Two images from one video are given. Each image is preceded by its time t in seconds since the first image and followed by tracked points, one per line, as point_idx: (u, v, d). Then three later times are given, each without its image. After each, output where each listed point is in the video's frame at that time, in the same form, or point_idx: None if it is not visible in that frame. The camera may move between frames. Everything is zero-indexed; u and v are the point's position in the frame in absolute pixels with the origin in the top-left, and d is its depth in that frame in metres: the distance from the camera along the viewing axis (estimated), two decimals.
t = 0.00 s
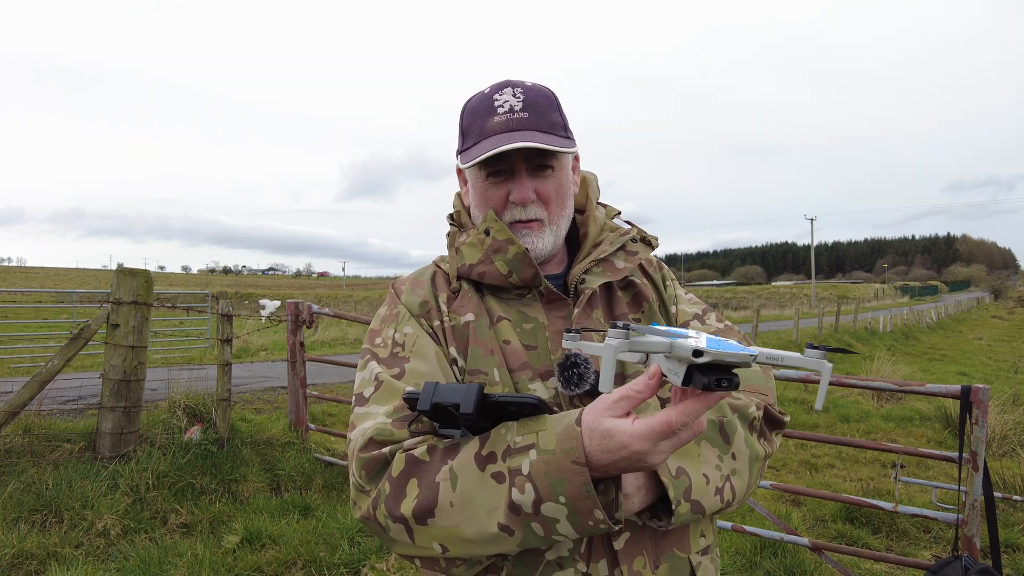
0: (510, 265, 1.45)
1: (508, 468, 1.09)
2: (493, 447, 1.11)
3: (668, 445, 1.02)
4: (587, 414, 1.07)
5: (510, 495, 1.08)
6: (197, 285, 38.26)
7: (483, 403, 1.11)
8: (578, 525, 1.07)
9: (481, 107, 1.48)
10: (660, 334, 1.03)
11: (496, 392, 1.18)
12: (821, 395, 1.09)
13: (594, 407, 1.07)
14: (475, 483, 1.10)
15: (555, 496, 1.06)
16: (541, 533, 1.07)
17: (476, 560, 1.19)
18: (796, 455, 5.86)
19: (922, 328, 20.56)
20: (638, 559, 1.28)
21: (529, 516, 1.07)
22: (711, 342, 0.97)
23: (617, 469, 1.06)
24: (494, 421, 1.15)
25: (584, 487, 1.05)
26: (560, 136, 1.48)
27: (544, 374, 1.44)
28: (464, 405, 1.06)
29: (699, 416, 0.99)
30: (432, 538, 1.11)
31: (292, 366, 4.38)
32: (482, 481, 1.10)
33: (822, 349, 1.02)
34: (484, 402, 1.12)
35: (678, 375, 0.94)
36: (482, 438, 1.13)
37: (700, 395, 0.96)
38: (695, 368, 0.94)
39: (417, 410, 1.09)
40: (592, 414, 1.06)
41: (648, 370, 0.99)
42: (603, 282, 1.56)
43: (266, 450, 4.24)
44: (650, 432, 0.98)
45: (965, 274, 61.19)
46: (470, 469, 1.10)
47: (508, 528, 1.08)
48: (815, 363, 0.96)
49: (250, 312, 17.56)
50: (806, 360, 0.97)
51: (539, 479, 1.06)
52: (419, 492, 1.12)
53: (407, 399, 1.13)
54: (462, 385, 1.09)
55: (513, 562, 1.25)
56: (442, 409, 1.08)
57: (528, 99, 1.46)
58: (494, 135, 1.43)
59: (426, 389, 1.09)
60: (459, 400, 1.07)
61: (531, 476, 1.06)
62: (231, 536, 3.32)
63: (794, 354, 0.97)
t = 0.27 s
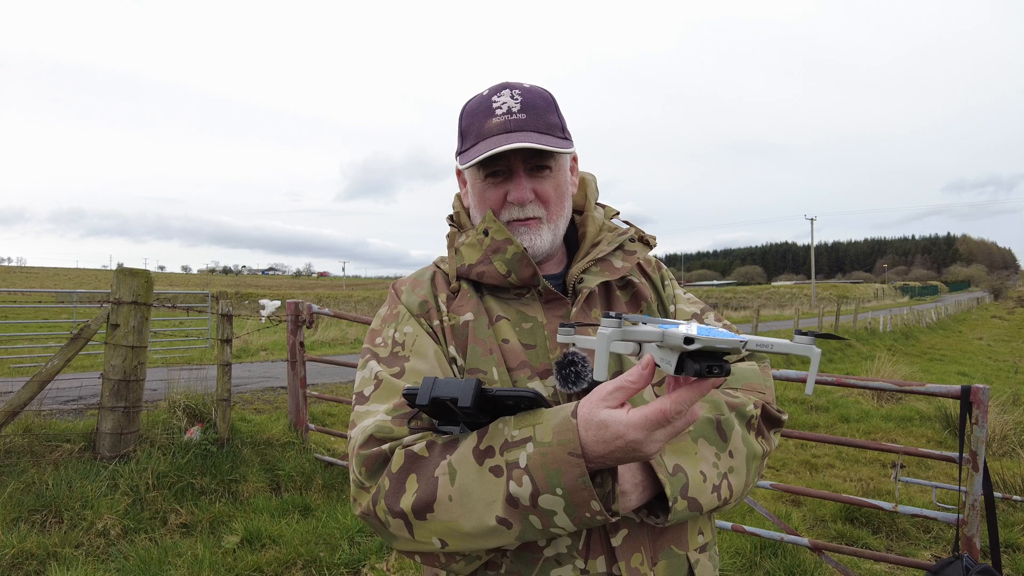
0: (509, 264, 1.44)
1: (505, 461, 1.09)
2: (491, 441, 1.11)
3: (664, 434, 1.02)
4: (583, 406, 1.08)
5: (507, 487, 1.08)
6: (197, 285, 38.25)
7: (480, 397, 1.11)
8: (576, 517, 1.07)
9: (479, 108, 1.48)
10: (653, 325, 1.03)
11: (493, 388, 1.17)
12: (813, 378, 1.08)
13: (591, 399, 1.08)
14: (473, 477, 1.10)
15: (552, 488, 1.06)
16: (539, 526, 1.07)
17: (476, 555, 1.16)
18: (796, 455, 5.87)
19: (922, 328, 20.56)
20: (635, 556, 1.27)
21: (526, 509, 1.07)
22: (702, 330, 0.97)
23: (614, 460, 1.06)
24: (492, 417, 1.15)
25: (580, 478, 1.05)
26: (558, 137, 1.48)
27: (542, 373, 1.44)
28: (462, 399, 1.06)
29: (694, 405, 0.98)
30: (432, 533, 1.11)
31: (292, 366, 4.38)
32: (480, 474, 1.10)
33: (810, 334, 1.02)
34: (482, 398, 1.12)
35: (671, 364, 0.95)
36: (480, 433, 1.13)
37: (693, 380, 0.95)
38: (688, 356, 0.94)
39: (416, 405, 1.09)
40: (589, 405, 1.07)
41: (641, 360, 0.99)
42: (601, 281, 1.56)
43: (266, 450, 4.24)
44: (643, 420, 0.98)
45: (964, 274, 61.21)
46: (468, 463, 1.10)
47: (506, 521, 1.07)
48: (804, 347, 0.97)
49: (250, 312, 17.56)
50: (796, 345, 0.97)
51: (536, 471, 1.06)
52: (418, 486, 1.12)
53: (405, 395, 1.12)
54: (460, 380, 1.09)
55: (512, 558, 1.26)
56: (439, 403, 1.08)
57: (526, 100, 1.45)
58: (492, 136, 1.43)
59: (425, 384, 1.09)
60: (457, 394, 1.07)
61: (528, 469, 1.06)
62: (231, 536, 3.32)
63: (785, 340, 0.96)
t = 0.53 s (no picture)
0: (504, 266, 1.44)
1: (501, 460, 1.09)
2: (487, 440, 1.11)
3: (656, 433, 1.02)
4: (577, 404, 1.08)
5: (503, 485, 1.08)
6: (197, 284, 38.25)
7: (476, 396, 1.10)
8: (570, 515, 1.07)
9: (472, 111, 1.48)
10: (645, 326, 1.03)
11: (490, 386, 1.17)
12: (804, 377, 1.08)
13: (584, 397, 1.08)
14: (469, 475, 1.09)
15: (547, 486, 1.06)
16: (534, 523, 1.07)
17: (474, 553, 1.16)
18: (796, 455, 5.86)
19: (922, 328, 20.56)
20: (632, 553, 1.27)
21: (522, 507, 1.07)
22: (694, 331, 0.97)
23: (607, 458, 1.06)
24: (488, 416, 1.15)
25: (575, 476, 1.05)
26: (550, 140, 1.47)
27: (539, 372, 1.44)
28: (457, 398, 1.06)
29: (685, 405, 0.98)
30: (429, 531, 1.11)
31: (292, 366, 4.37)
32: (476, 473, 1.10)
33: (800, 333, 1.01)
34: (477, 397, 1.12)
35: (663, 365, 0.94)
36: (476, 432, 1.13)
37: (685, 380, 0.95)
38: (680, 357, 0.94)
39: (411, 404, 1.09)
40: (582, 404, 1.07)
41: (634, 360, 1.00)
42: (597, 280, 1.56)
43: (266, 450, 4.24)
44: (636, 418, 0.98)
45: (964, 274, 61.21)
46: (464, 461, 1.10)
47: (501, 519, 1.07)
48: (794, 347, 0.97)
49: (250, 312, 17.56)
50: (787, 344, 0.97)
51: (530, 469, 1.06)
52: (415, 485, 1.12)
53: (402, 395, 1.12)
54: (455, 379, 1.09)
55: (510, 555, 1.26)
56: (435, 403, 1.08)
57: (518, 103, 1.45)
58: (484, 140, 1.43)
59: (421, 384, 1.09)
60: (452, 394, 1.07)
61: (523, 467, 1.06)
62: (231, 536, 3.32)
63: (776, 339, 0.96)
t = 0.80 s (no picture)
0: (501, 268, 1.44)
1: (497, 458, 1.09)
2: (483, 439, 1.11)
3: (650, 431, 1.02)
4: (571, 403, 1.08)
5: (498, 483, 1.08)
6: (197, 284, 38.25)
7: (472, 395, 1.11)
8: (566, 512, 1.07)
9: (467, 115, 1.48)
10: (638, 324, 1.03)
11: (486, 386, 1.17)
12: (796, 374, 1.08)
13: (579, 396, 1.08)
14: (465, 474, 1.10)
15: (542, 484, 1.06)
16: (530, 521, 1.07)
17: (471, 551, 1.17)
18: (796, 455, 5.86)
19: (922, 328, 20.56)
20: (629, 550, 1.27)
21: (517, 505, 1.07)
22: (686, 330, 0.97)
23: (601, 457, 1.06)
24: (485, 415, 1.15)
25: (569, 474, 1.05)
26: (545, 143, 1.47)
27: (536, 371, 1.44)
28: (453, 398, 1.06)
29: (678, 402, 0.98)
30: (426, 529, 1.11)
31: (292, 366, 4.37)
32: (472, 471, 1.10)
33: (793, 332, 1.02)
34: (473, 396, 1.12)
35: (655, 363, 0.95)
36: (472, 431, 1.13)
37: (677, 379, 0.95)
38: (672, 356, 0.94)
39: (408, 405, 1.09)
40: (576, 402, 1.07)
41: (627, 358, 1.00)
42: (593, 279, 1.56)
43: (266, 450, 4.24)
44: (629, 417, 0.98)
45: (964, 274, 61.21)
46: (461, 460, 1.10)
47: (497, 517, 1.07)
48: (787, 346, 0.98)
49: (250, 312, 17.56)
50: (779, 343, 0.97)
51: (526, 467, 1.06)
52: (412, 484, 1.12)
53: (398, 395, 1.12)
54: (451, 379, 1.09)
55: (508, 553, 1.26)
56: (432, 402, 1.08)
57: (513, 107, 1.45)
58: (479, 144, 1.44)
59: (417, 384, 1.09)
60: (448, 393, 1.07)
61: (519, 465, 1.06)
62: (231, 536, 3.32)
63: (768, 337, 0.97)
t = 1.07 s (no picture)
0: (500, 266, 1.44)
1: (494, 457, 1.09)
2: (481, 437, 1.11)
3: (648, 433, 1.02)
4: (570, 403, 1.08)
5: (496, 482, 1.08)
6: (196, 284, 38.24)
7: (470, 395, 1.11)
8: (563, 512, 1.07)
9: (464, 113, 1.48)
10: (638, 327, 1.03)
11: (485, 385, 1.17)
12: (794, 382, 1.09)
13: (578, 396, 1.08)
14: (463, 472, 1.10)
15: (539, 482, 1.06)
16: (527, 521, 1.07)
17: (468, 550, 1.17)
18: (796, 455, 5.86)
19: (922, 328, 20.56)
20: (627, 549, 1.27)
21: (515, 504, 1.07)
22: (686, 333, 0.96)
23: (599, 457, 1.06)
24: (483, 414, 1.15)
25: (567, 474, 1.05)
26: (542, 138, 1.47)
27: (534, 371, 1.44)
28: (452, 397, 1.07)
29: (676, 406, 0.99)
30: (424, 528, 1.11)
31: (292, 366, 4.38)
32: (469, 469, 1.10)
33: (794, 338, 1.02)
34: (472, 395, 1.12)
35: (654, 365, 0.94)
36: (470, 430, 1.13)
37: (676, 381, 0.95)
38: (671, 359, 0.94)
39: (406, 404, 1.09)
40: (575, 402, 1.07)
41: (628, 360, 1.00)
42: (592, 279, 1.56)
43: (266, 450, 4.24)
44: (628, 419, 0.99)
45: (964, 274, 61.21)
46: (458, 458, 1.10)
47: (494, 516, 1.07)
48: (787, 353, 0.97)
49: (250, 312, 17.55)
50: (780, 350, 0.97)
51: (524, 466, 1.06)
52: (410, 482, 1.12)
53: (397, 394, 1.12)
54: (450, 378, 1.10)
55: (507, 552, 1.26)
56: (430, 402, 1.08)
57: (509, 103, 1.45)
58: (476, 140, 1.44)
59: (416, 383, 1.09)
60: (447, 393, 1.07)
61: (517, 464, 1.06)
62: (231, 536, 3.32)
63: (768, 344, 0.96)
